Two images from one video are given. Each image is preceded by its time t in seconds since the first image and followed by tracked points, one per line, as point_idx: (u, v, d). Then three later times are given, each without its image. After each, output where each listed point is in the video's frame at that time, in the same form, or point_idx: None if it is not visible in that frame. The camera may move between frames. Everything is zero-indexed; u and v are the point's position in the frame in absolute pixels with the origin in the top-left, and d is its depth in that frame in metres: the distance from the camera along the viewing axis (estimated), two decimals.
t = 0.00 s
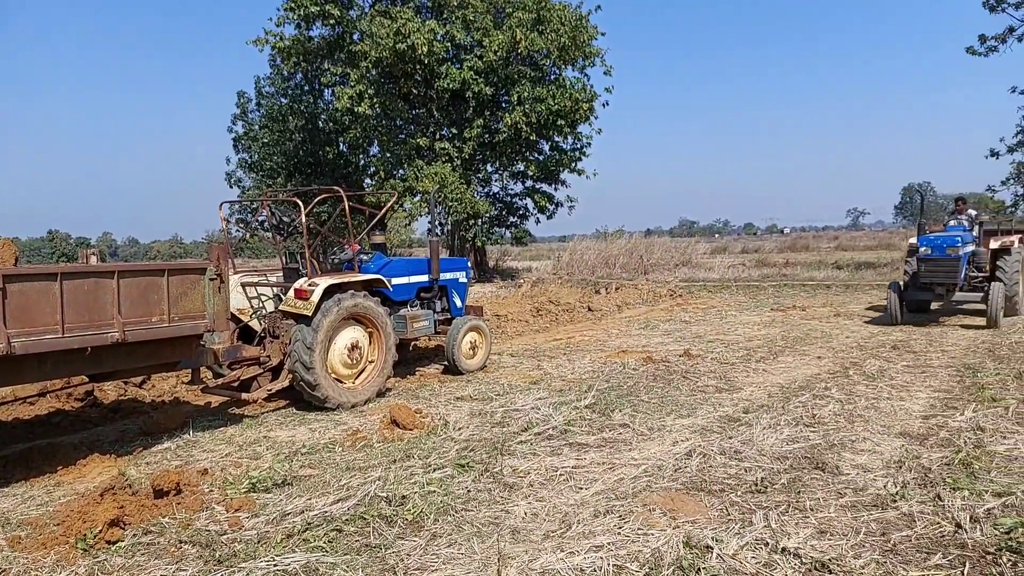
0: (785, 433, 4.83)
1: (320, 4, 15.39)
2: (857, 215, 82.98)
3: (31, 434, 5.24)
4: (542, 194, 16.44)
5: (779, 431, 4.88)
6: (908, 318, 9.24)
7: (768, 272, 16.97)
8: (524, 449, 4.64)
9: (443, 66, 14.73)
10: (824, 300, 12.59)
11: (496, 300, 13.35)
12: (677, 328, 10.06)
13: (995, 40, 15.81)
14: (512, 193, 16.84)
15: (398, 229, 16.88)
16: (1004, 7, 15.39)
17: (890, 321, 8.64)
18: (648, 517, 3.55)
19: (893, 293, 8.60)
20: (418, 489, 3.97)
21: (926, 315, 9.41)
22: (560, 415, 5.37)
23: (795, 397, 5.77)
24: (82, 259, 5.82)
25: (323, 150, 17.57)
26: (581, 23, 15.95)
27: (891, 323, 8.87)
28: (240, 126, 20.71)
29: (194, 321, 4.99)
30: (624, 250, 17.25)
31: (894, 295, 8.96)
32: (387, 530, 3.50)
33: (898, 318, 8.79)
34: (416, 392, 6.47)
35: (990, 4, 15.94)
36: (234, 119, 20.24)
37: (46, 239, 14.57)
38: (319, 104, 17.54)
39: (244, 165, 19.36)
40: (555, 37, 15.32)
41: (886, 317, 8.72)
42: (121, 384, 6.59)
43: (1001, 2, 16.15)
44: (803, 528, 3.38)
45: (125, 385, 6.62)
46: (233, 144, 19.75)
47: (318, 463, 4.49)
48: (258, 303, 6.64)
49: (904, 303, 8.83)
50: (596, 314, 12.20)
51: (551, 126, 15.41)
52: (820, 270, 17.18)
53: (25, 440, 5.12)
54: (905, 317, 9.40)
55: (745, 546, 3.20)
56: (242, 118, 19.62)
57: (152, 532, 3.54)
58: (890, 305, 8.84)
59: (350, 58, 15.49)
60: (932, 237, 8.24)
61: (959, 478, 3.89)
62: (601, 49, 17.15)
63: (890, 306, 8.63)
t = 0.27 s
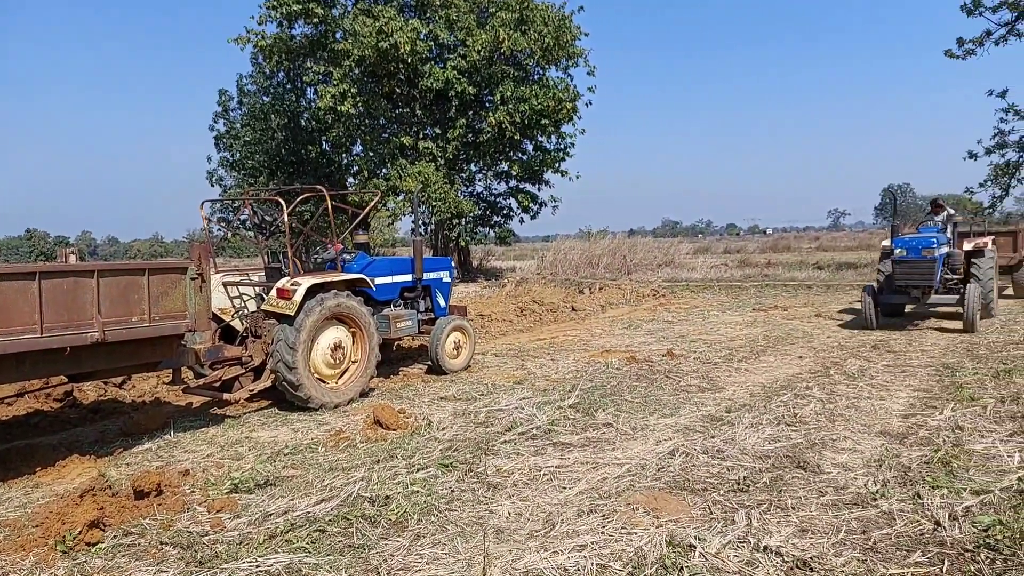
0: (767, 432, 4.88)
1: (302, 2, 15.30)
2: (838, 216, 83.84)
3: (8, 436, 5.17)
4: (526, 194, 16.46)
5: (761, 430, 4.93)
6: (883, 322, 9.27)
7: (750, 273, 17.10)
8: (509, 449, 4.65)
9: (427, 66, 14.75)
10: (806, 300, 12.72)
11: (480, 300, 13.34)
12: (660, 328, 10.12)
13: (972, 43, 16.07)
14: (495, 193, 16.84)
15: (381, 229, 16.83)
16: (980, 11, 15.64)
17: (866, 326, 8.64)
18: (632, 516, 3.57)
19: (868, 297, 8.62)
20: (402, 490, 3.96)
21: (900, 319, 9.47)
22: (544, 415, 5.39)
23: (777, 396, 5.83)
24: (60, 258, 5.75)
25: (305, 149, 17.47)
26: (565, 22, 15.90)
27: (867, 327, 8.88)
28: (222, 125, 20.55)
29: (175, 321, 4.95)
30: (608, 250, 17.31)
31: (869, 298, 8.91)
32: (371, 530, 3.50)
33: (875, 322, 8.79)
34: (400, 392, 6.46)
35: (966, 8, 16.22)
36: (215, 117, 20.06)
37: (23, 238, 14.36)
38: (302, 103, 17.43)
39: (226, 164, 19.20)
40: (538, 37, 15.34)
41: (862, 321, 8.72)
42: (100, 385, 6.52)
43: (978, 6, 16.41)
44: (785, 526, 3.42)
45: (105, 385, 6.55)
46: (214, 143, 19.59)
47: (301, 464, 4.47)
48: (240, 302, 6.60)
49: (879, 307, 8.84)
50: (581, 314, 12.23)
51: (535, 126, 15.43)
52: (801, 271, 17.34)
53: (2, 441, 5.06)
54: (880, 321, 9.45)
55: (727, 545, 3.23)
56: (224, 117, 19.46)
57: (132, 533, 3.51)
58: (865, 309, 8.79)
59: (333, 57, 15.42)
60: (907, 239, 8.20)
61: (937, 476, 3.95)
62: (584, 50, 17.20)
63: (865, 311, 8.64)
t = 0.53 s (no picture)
0: (757, 432, 4.91)
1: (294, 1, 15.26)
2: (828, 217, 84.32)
3: None
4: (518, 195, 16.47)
5: (751, 430, 4.96)
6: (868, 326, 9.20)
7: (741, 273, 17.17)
8: (500, 449, 4.65)
9: (418, 65, 14.72)
10: (796, 301, 12.79)
11: (472, 300, 13.34)
12: (651, 328, 10.15)
13: (961, 46, 16.21)
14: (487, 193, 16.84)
15: (373, 228, 16.80)
16: (969, 14, 15.78)
17: (851, 330, 8.56)
18: (622, 516, 3.58)
19: (852, 301, 8.56)
20: (393, 490, 3.96)
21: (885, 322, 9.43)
22: (536, 415, 5.40)
23: (768, 397, 5.87)
24: (49, 257, 5.71)
25: (296, 148, 17.41)
26: (557, 23, 15.95)
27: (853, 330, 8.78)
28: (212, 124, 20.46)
29: (165, 320, 4.93)
30: (599, 250, 17.35)
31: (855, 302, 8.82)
32: (361, 530, 3.49)
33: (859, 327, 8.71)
34: (391, 392, 6.45)
35: (956, 11, 16.35)
36: (205, 116, 19.96)
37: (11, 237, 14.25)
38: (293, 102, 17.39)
39: (217, 163, 19.12)
40: (530, 37, 15.35)
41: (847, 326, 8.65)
42: (89, 384, 6.48)
43: (967, 9, 16.56)
44: (775, 526, 3.44)
45: (94, 385, 6.51)
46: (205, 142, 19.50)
47: (292, 464, 4.46)
48: (231, 302, 6.57)
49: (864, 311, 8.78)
50: (572, 314, 12.26)
51: (526, 126, 15.44)
52: (792, 271, 17.44)
53: None
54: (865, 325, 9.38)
55: (718, 545, 3.25)
56: (214, 116, 19.38)
57: (121, 534, 3.49)
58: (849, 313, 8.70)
59: (324, 56, 15.37)
60: (892, 241, 8.19)
61: (926, 476, 3.99)
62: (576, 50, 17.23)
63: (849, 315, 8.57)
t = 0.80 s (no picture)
0: (752, 431, 4.93)
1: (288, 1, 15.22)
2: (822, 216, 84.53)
3: None
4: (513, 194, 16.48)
5: (746, 429, 4.98)
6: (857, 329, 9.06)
7: (736, 272, 17.21)
8: (496, 449, 4.66)
9: (413, 65, 14.72)
10: (791, 300, 12.82)
11: (468, 300, 13.34)
12: (647, 327, 10.17)
13: (956, 45, 16.26)
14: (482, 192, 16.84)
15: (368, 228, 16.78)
16: (963, 13, 15.83)
17: (839, 332, 8.42)
18: (618, 515, 3.60)
19: (840, 302, 8.43)
20: (389, 489, 3.97)
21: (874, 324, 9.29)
22: (531, 414, 5.41)
23: (763, 395, 5.89)
24: (44, 257, 5.70)
25: (291, 148, 17.39)
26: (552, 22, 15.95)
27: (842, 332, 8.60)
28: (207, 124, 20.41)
29: (160, 320, 4.92)
30: (595, 250, 17.37)
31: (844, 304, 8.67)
32: (357, 530, 3.50)
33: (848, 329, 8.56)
34: (386, 392, 6.46)
35: (950, 10, 16.41)
36: (200, 115, 19.91)
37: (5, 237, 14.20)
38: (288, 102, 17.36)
39: (211, 163, 19.08)
40: (525, 36, 15.34)
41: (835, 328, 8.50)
42: (84, 385, 6.47)
43: (961, 8, 16.62)
44: (770, 525, 3.46)
45: (89, 385, 6.50)
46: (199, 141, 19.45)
47: (288, 463, 4.47)
48: (226, 302, 6.56)
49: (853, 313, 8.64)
50: (568, 313, 12.27)
51: (522, 125, 15.44)
52: (786, 271, 17.48)
53: None
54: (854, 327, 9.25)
55: (713, 543, 3.27)
56: (208, 115, 19.33)
57: (117, 534, 3.49)
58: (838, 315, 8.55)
59: (319, 55, 15.34)
60: (879, 240, 8.12)
61: (921, 474, 4.01)
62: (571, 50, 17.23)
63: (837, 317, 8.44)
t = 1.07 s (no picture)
0: (751, 430, 4.94)
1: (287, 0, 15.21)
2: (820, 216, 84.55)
3: None
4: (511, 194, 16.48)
5: (744, 429, 5.00)
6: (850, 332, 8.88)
7: (734, 272, 17.24)
8: (494, 448, 4.67)
9: (411, 64, 14.73)
10: (789, 300, 12.85)
11: (466, 299, 13.35)
12: (645, 327, 10.19)
13: (954, 45, 16.30)
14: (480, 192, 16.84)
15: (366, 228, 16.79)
16: (961, 12, 15.86)
17: (830, 335, 8.26)
18: (616, 515, 3.61)
19: (831, 303, 8.27)
20: (387, 489, 3.98)
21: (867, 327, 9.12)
22: (529, 414, 5.42)
23: (761, 395, 5.90)
24: (42, 256, 5.69)
25: (290, 148, 17.38)
26: (550, 22, 15.97)
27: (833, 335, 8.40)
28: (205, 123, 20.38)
29: (158, 319, 4.93)
30: (593, 249, 17.38)
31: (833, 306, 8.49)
32: (355, 529, 3.51)
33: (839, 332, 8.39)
34: (385, 392, 6.46)
35: (948, 10, 16.44)
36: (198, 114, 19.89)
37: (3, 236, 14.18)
38: (286, 101, 17.35)
39: (209, 162, 19.06)
40: (523, 36, 15.34)
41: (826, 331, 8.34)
42: (83, 384, 6.46)
43: (960, 8, 16.66)
44: (768, 524, 3.47)
45: (88, 385, 6.50)
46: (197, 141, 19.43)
47: (286, 463, 4.47)
48: (224, 302, 6.56)
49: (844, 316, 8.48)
50: (566, 313, 12.28)
51: (520, 125, 15.44)
52: (784, 270, 17.52)
53: None
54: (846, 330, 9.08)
55: (711, 542, 3.28)
56: (207, 115, 19.31)
57: (116, 533, 3.50)
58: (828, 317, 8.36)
59: (317, 55, 15.34)
60: (873, 241, 7.91)
61: (919, 474, 4.03)
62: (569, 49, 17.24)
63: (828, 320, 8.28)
